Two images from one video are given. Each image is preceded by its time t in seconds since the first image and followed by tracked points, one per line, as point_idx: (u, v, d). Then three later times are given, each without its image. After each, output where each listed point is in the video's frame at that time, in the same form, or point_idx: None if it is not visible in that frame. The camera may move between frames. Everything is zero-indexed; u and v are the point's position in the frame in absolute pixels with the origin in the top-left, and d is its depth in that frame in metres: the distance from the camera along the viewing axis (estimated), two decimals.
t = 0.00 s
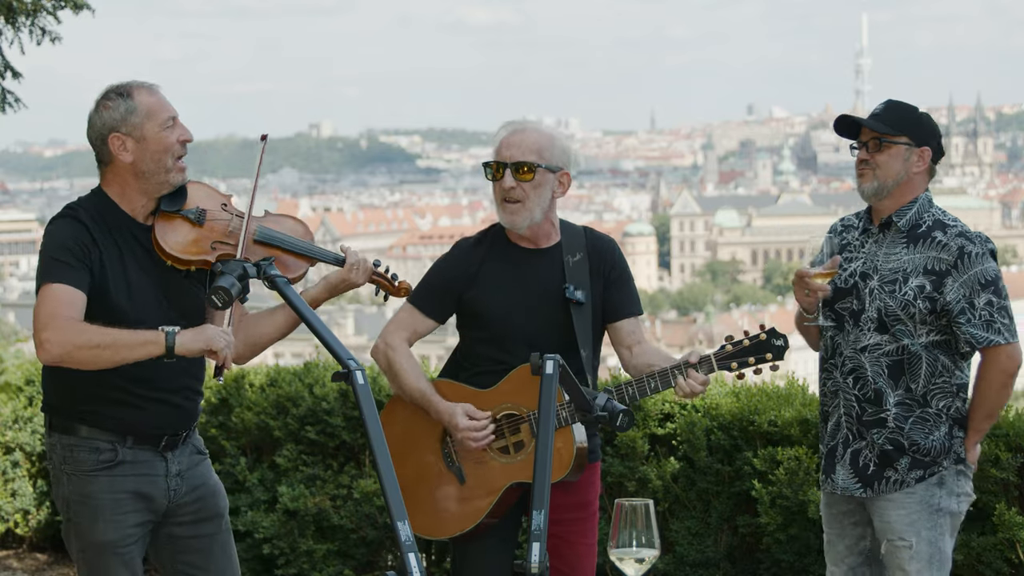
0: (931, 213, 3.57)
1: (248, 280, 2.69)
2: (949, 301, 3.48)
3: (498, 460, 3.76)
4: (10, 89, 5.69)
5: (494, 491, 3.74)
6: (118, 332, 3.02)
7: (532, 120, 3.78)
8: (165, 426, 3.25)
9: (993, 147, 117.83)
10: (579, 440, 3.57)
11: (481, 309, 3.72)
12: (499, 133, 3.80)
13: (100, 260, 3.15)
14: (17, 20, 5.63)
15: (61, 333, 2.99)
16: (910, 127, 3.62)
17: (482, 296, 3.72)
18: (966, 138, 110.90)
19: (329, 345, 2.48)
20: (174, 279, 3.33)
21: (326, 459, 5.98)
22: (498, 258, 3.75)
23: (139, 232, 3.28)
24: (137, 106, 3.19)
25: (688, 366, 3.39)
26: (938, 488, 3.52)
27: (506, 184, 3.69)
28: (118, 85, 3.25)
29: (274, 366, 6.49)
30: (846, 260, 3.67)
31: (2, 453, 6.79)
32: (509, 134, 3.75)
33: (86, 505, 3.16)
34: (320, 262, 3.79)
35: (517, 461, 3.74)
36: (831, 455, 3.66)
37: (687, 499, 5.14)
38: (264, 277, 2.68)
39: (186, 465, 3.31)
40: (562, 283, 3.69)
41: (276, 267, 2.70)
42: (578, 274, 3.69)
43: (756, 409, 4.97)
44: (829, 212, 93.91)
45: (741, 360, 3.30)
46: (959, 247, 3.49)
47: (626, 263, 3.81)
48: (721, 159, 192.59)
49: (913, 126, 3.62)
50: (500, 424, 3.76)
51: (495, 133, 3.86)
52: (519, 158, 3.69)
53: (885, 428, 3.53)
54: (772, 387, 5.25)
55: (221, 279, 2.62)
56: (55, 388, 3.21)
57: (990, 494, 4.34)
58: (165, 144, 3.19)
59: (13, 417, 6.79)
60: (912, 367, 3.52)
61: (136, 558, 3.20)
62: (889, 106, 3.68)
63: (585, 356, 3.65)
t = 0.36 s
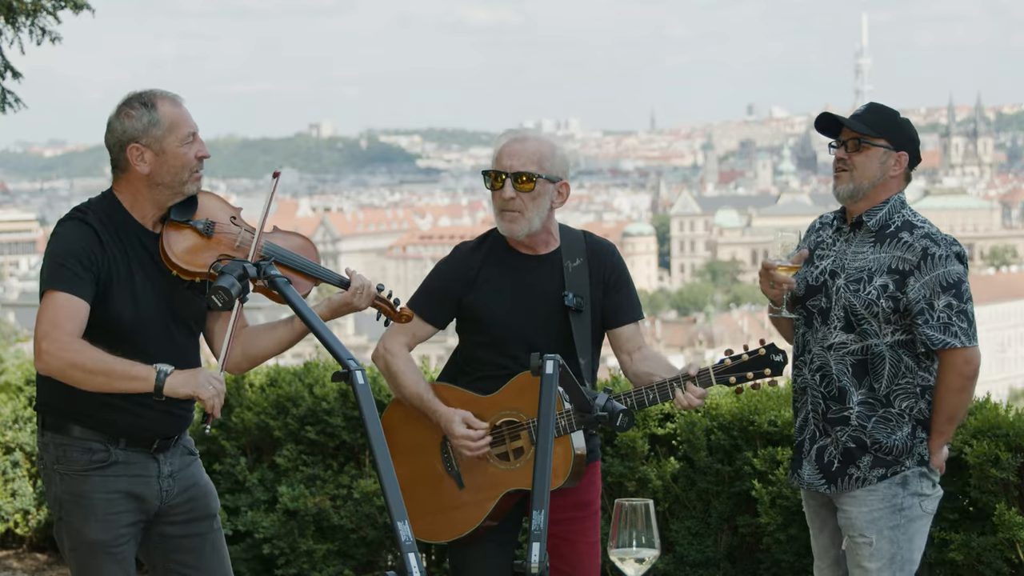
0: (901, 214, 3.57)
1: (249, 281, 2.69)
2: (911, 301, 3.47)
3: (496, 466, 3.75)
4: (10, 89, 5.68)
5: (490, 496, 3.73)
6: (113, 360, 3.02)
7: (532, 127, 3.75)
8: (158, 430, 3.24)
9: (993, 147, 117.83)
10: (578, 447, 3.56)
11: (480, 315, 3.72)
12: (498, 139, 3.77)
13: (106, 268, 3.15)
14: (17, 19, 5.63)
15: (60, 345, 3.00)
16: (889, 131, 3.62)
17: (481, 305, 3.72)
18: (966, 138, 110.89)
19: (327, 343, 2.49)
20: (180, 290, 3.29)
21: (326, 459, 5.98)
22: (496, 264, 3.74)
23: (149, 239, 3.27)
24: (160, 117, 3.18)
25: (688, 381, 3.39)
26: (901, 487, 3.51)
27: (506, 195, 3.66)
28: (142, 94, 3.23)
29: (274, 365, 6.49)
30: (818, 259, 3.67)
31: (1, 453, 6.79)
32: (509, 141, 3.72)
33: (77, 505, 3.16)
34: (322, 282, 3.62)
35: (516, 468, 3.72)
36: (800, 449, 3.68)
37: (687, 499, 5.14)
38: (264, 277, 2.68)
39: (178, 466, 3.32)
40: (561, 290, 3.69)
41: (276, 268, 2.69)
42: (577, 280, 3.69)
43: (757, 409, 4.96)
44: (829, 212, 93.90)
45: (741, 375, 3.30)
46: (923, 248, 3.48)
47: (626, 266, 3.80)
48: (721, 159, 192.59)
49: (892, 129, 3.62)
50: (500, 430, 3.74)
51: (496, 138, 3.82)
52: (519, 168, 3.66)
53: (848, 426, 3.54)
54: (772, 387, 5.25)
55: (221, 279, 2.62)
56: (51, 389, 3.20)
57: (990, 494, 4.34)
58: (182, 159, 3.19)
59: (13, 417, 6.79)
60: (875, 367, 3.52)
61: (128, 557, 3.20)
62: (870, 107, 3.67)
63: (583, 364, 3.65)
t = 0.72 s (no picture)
0: (902, 219, 3.57)
1: (248, 281, 2.69)
2: (907, 305, 3.47)
3: (489, 471, 3.74)
4: (10, 89, 5.68)
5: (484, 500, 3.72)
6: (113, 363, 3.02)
7: (522, 130, 3.75)
8: (156, 432, 3.24)
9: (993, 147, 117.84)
10: (569, 451, 3.55)
11: (471, 320, 3.73)
12: (489, 143, 3.78)
13: (110, 269, 3.15)
14: (17, 20, 5.63)
15: (59, 346, 2.99)
16: (901, 145, 3.61)
17: (473, 309, 3.72)
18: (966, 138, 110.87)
19: (329, 344, 2.49)
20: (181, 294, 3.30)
21: (326, 459, 5.98)
22: (487, 267, 3.74)
23: (155, 244, 3.28)
24: (171, 123, 3.19)
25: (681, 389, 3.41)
26: (898, 490, 3.52)
27: (495, 197, 3.66)
28: (154, 100, 3.24)
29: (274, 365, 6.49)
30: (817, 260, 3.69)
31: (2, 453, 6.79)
32: (498, 144, 3.72)
33: (75, 505, 3.16)
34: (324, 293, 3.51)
35: (510, 471, 3.71)
36: (796, 451, 3.69)
37: (687, 499, 5.14)
38: (264, 277, 2.68)
39: (175, 467, 3.32)
40: (553, 294, 3.69)
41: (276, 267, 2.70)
42: (569, 283, 3.68)
43: (756, 409, 4.96)
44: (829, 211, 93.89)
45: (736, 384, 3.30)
46: (921, 253, 3.47)
47: (618, 267, 3.79)
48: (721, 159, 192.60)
49: (903, 144, 3.61)
50: (491, 434, 3.73)
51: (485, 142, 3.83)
52: (508, 170, 3.66)
53: (844, 429, 3.55)
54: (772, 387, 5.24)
55: (222, 279, 2.62)
56: (51, 388, 3.20)
57: (990, 494, 4.34)
58: (191, 165, 3.20)
59: (13, 417, 6.79)
60: (871, 370, 3.52)
61: (126, 557, 3.20)
62: (884, 116, 3.65)
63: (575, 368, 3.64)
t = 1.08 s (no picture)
0: (932, 218, 3.56)
1: (248, 281, 2.69)
2: (940, 306, 3.47)
3: (488, 468, 3.75)
4: (10, 89, 5.69)
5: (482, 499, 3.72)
6: (119, 350, 3.02)
7: (522, 128, 3.76)
8: (155, 433, 3.25)
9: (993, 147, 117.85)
10: (568, 450, 3.55)
11: (472, 319, 3.72)
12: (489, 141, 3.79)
13: (112, 269, 3.15)
14: (17, 19, 5.63)
15: (63, 341, 3.00)
16: (930, 145, 3.60)
17: (473, 307, 3.72)
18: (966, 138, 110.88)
19: (330, 345, 2.48)
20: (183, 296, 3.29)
21: (326, 459, 5.98)
22: (486, 266, 3.75)
23: (155, 244, 3.27)
24: (169, 125, 3.19)
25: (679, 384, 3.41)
26: (930, 490, 3.52)
27: (493, 194, 3.66)
28: (153, 102, 3.25)
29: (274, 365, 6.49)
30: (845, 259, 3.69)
31: (2, 453, 6.79)
32: (497, 142, 3.74)
33: (74, 504, 3.17)
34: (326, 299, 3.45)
35: (510, 469, 3.72)
36: (825, 452, 3.69)
37: (686, 499, 5.14)
38: (264, 277, 2.67)
39: (176, 467, 3.32)
40: (553, 292, 3.69)
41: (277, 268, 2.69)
42: (568, 282, 3.68)
43: (756, 409, 4.97)
44: (829, 212, 93.89)
45: (732, 379, 3.30)
46: (953, 252, 3.47)
47: (620, 267, 3.78)
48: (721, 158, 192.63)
49: (933, 144, 3.60)
50: (493, 432, 3.74)
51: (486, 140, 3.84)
52: (506, 168, 3.67)
53: (876, 429, 3.54)
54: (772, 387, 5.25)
55: (222, 279, 2.62)
56: (51, 388, 3.20)
57: (990, 494, 4.34)
58: (191, 165, 3.20)
59: (13, 417, 6.79)
60: (902, 370, 3.52)
61: (126, 557, 3.20)
62: (914, 114, 3.64)
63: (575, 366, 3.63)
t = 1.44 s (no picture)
0: (957, 218, 3.56)
1: (248, 281, 2.69)
2: (967, 308, 3.46)
3: (483, 472, 3.74)
4: (10, 89, 5.69)
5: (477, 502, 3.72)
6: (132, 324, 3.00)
7: (523, 128, 3.76)
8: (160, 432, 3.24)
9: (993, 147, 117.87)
10: (566, 452, 3.54)
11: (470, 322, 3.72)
12: (489, 141, 3.79)
13: (112, 264, 3.15)
14: (17, 19, 5.63)
15: (72, 328, 2.98)
16: (951, 143, 3.60)
17: (471, 308, 3.72)
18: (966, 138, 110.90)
19: (329, 345, 2.48)
20: (183, 291, 3.31)
21: (326, 459, 5.98)
22: (484, 267, 3.74)
23: (155, 240, 3.27)
24: (162, 119, 3.20)
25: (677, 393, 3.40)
26: (960, 492, 3.52)
27: (493, 193, 3.67)
28: (145, 98, 3.26)
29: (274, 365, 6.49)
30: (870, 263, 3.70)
31: (2, 453, 6.79)
32: (498, 141, 3.74)
33: (78, 503, 3.17)
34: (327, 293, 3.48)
35: (503, 473, 3.72)
36: (856, 458, 3.69)
37: (686, 499, 5.14)
38: (264, 277, 2.67)
39: (181, 467, 3.32)
40: (550, 295, 3.69)
41: (276, 267, 2.69)
42: (567, 285, 3.68)
43: (756, 409, 4.97)
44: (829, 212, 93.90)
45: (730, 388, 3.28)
46: (978, 253, 3.47)
47: (618, 270, 3.78)
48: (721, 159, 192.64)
49: (955, 141, 3.60)
50: (488, 435, 3.73)
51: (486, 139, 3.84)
52: (507, 168, 3.67)
53: (906, 434, 3.53)
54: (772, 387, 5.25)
55: (221, 279, 2.62)
56: (58, 386, 3.20)
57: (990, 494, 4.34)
58: (187, 157, 3.20)
59: (13, 417, 6.79)
60: (931, 372, 3.51)
61: (129, 556, 3.20)
62: (934, 112, 3.63)
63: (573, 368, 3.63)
